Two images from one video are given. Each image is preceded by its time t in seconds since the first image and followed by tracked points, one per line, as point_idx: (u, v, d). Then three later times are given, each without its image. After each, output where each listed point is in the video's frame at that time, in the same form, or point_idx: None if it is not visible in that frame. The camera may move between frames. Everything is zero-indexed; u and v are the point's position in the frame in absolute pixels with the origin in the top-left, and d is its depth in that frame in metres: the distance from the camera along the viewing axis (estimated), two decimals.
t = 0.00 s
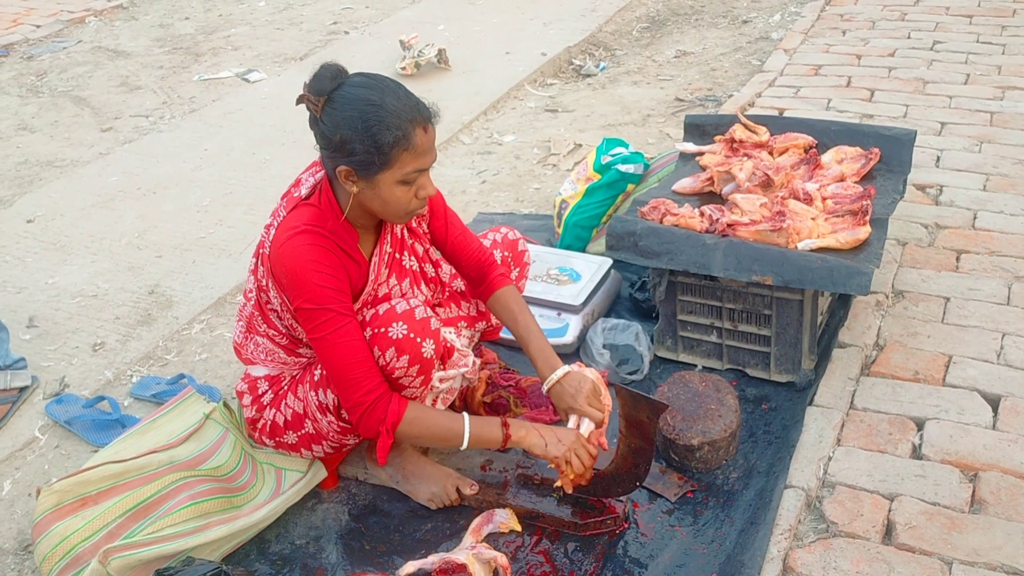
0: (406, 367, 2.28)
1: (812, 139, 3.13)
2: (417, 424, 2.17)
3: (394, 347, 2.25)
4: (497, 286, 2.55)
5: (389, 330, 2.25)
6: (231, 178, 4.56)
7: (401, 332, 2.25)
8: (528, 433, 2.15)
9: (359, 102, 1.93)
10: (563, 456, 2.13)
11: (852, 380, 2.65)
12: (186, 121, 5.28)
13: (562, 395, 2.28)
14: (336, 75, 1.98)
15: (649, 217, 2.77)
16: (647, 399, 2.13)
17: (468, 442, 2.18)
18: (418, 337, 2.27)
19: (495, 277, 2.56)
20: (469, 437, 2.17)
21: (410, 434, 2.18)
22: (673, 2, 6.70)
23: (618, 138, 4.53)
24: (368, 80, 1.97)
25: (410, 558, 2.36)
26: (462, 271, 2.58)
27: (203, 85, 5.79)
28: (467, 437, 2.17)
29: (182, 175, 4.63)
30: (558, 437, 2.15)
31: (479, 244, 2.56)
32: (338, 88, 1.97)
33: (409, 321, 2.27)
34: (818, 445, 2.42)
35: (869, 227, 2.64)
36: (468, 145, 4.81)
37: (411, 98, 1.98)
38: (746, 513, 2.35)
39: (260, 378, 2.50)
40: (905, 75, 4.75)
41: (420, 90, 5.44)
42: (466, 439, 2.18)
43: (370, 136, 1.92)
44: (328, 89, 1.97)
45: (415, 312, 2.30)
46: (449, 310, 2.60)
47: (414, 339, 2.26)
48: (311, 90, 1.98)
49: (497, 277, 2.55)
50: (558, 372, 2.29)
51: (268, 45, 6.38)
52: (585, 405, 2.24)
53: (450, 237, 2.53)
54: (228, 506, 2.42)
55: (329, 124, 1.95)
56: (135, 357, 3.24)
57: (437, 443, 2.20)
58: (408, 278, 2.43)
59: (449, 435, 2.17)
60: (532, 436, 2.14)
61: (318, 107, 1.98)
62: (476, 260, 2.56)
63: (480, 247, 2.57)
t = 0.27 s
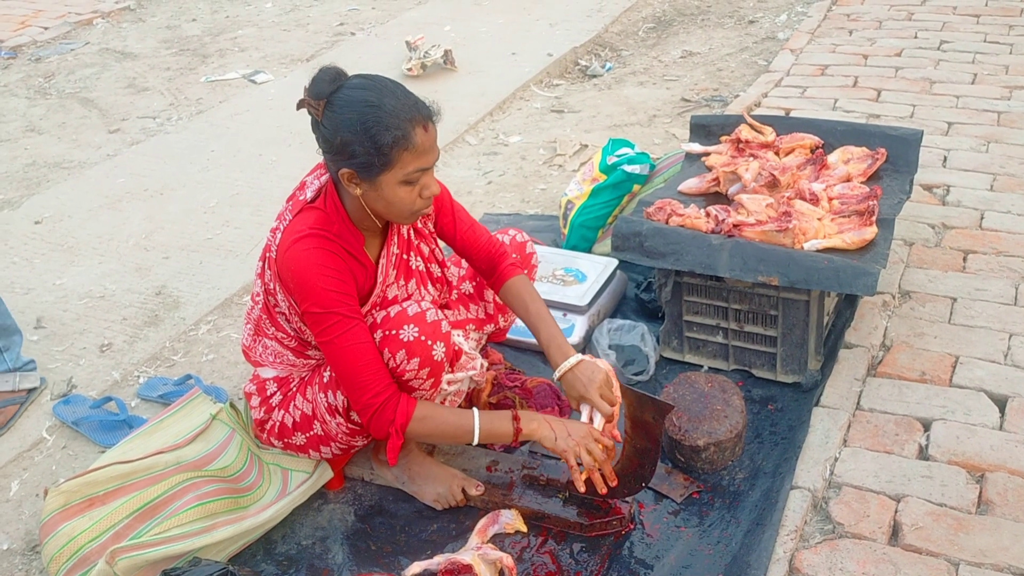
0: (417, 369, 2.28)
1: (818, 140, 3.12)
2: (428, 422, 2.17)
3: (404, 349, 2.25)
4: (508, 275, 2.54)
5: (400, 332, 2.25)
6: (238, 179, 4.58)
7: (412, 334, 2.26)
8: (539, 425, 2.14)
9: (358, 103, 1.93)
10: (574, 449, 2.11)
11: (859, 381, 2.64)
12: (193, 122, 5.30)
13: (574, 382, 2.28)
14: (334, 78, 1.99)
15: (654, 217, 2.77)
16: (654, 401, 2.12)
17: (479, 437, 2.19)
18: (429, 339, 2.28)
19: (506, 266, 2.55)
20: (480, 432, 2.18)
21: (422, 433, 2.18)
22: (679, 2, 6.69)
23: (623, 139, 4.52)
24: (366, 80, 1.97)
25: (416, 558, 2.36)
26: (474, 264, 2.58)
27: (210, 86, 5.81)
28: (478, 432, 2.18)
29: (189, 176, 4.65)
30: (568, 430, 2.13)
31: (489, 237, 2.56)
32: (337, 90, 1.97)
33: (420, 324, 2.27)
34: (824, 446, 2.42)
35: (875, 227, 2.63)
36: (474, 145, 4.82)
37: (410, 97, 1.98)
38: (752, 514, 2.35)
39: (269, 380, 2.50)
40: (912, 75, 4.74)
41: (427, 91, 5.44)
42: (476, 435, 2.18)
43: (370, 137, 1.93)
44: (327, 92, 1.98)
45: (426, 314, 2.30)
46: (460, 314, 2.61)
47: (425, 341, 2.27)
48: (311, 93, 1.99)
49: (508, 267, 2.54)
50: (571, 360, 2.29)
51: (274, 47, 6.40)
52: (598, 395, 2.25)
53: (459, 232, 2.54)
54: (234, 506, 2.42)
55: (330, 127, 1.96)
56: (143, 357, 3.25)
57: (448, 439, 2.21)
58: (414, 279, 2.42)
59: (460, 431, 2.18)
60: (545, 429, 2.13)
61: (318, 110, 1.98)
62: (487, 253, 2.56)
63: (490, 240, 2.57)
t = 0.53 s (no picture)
0: (420, 368, 2.28)
1: (818, 139, 3.12)
2: (434, 421, 2.17)
3: (408, 348, 2.26)
4: (511, 272, 2.55)
5: (403, 332, 2.26)
6: (239, 180, 4.58)
7: (415, 333, 2.26)
8: (547, 421, 2.16)
9: (355, 105, 1.94)
10: (584, 441, 2.14)
11: (859, 380, 2.64)
12: (194, 124, 5.31)
13: (585, 377, 2.35)
14: (332, 80, 1.99)
15: (655, 217, 2.77)
16: (655, 400, 2.08)
17: (487, 435, 2.19)
18: (432, 339, 2.28)
19: (508, 263, 2.55)
20: (488, 431, 2.18)
21: (428, 432, 2.18)
22: (680, 1, 6.69)
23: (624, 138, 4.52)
24: (363, 82, 1.97)
25: (418, 558, 2.36)
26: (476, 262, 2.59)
27: (211, 87, 5.81)
28: (485, 431, 2.18)
29: (190, 177, 4.65)
30: (577, 424, 2.15)
31: (490, 234, 2.56)
32: (334, 92, 1.97)
33: (423, 323, 2.28)
34: (825, 445, 2.42)
35: (876, 226, 2.63)
36: (475, 145, 4.82)
37: (407, 98, 1.98)
38: (753, 513, 2.35)
39: (270, 381, 2.51)
40: (914, 73, 4.73)
41: (428, 91, 5.44)
42: (485, 433, 2.18)
43: (368, 139, 1.93)
44: (323, 94, 1.98)
45: (428, 313, 2.31)
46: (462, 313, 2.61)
47: (428, 340, 2.27)
48: (307, 97, 1.99)
49: (510, 264, 2.55)
50: (575, 355, 2.37)
51: (275, 47, 6.41)
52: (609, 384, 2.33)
53: (459, 231, 2.54)
54: (236, 507, 2.42)
55: (328, 129, 1.96)
56: (144, 359, 3.26)
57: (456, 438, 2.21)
58: (415, 279, 2.43)
59: (467, 429, 2.18)
60: (552, 424, 2.16)
61: (315, 113, 1.98)
62: (488, 250, 2.56)
63: (492, 237, 2.57)
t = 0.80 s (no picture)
0: (425, 372, 2.28)
1: (816, 141, 3.12)
2: (444, 422, 2.16)
3: (412, 352, 2.25)
4: (517, 275, 2.54)
5: (408, 336, 2.26)
6: (238, 185, 4.59)
7: (420, 338, 2.26)
8: (557, 425, 2.16)
9: (358, 111, 1.94)
10: (596, 442, 2.14)
11: (859, 382, 2.64)
12: (193, 128, 5.31)
13: (593, 378, 2.35)
14: (333, 86, 2.00)
15: (653, 219, 2.77)
16: (654, 403, 2.09)
17: (497, 438, 2.17)
18: (436, 343, 2.28)
19: (513, 266, 2.55)
20: (498, 434, 2.16)
21: (437, 433, 2.17)
22: (678, 4, 6.70)
23: (623, 141, 4.53)
24: (366, 87, 1.98)
25: (418, 562, 2.36)
26: (480, 266, 2.59)
27: (210, 92, 5.82)
28: (495, 434, 2.16)
29: (189, 182, 4.65)
30: (588, 425, 2.15)
31: (493, 238, 2.57)
32: (336, 98, 1.98)
33: (428, 327, 2.28)
34: (825, 446, 2.42)
35: (874, 227, 2.64)
36: (474, 149, 4.82)
37: (409, 102, 1.99)
38: (753, 515, 2.35)
39: (272, 384, 2.50)
40: (911, 75, 4.74)
41: (426, 95, 5.45)
42: (495, 436, 2.17)
43: (371, 144, 1.93)
44: (326, 100, 1.99)
45: (432, 318, 2.31)
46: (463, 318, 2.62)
47: (433, 344, 2.27)
48: (310, 103, 2.00)
49: (515, 268, 2.54)
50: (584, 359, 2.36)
51: (274, 52, 6.42)
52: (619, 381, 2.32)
53: (462, 236, 2.55)
54: (236, 511, 2.43)
55: (331, 135, 1.97)
56: (143, 364, 3.26)
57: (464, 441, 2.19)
58: (418, 284, 2.42)
59: (477, 432, 2.16)
60: (561, 428, 2.15)
61: (318, 119, 1.99)
62: (491, 254, 2.56)
63: (495, 241, 2.58)
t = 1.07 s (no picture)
0: (440, 385, 2.30)
1: (816, 140, 3.11)
2: (452, 427, 2.14)
3: (429, 364, 2.27)
4: (528, 275, 2.53)
5: (426, 349, 2.28)
6: (239, 185, 4.59)
7: (438, 352, 2.28)
8: (565, 432, 2.14)
9: (378, 118, 1.94)
10: (604, 449, 2.13)
11: (859, 381, 2.64)
12: (193, 129, 5.31)
13: (602, 382, 2.36)
14: (354, 91, 1.99)
15: (653, 219, 2.77)
16: (653, 402, 2.11)
17: (505, 443, 2.17)
18: (454, 357, 2.31)
19: (525, 266, 2.54)
20: (506, 439, 2.15)
21: (446, 437, 2.15)
22: (678, 4, 6.70)
23: (623, 141, 4.52)
24: (386, 94, 1.97)
25: (418, 562, 2.36)
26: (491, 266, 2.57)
27: (211, 93, 5.82)
28: (503, 439, 2.16)
29: (190, 182, 4.66)
30: (596, 432, 2.15)
31: (505, 237, 2.54)
32: (357, 104, 1.98)
33: (445, 341, 2.30)
34: (825, 446, 2.42)
35: (874, 227, 2.63)
36: (474, 149, 4.82)
37: (429, 110, 1.99)
38: (753, 515, 2.35)
39: (280, 385, 2.51)
40: (912, 74, 4.74)
41: (426, 95, 5.45)
42: (502, 441, 2.16)
43: (391, 152, 1.93)
44: (346, 106, 1.98)
45: (450, 331, 2.33)
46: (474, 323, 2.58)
47: (450, 358, 2.30)
48: (329, 108, 1.99)
49: (527, 267, 2.53)
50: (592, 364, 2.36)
51: (274, 52, 6.42)
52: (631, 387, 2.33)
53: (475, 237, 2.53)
54: (236, 511, 2.43)
55: (350, 141, 1.96)
56: (144, 364, 3.26)
57: (471, 446, 2.18)
58: (428, 287, 2.43)
59: (484, 437, 2.16)
60: (569, 434, 2.13)
61: (336, 124, 1.99)
62: (503, 254, 2.54)
63: (507, 240, 2.55)
